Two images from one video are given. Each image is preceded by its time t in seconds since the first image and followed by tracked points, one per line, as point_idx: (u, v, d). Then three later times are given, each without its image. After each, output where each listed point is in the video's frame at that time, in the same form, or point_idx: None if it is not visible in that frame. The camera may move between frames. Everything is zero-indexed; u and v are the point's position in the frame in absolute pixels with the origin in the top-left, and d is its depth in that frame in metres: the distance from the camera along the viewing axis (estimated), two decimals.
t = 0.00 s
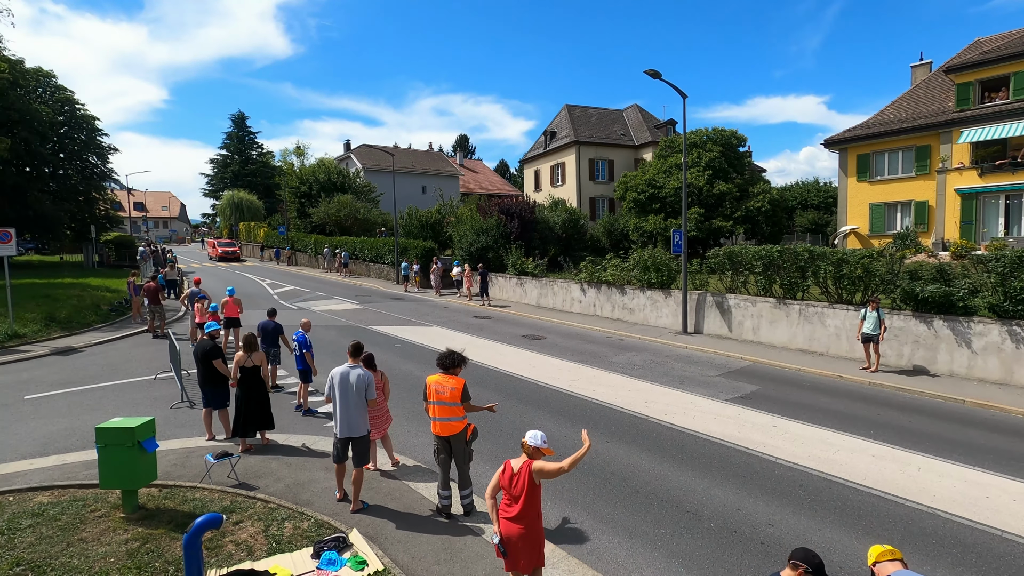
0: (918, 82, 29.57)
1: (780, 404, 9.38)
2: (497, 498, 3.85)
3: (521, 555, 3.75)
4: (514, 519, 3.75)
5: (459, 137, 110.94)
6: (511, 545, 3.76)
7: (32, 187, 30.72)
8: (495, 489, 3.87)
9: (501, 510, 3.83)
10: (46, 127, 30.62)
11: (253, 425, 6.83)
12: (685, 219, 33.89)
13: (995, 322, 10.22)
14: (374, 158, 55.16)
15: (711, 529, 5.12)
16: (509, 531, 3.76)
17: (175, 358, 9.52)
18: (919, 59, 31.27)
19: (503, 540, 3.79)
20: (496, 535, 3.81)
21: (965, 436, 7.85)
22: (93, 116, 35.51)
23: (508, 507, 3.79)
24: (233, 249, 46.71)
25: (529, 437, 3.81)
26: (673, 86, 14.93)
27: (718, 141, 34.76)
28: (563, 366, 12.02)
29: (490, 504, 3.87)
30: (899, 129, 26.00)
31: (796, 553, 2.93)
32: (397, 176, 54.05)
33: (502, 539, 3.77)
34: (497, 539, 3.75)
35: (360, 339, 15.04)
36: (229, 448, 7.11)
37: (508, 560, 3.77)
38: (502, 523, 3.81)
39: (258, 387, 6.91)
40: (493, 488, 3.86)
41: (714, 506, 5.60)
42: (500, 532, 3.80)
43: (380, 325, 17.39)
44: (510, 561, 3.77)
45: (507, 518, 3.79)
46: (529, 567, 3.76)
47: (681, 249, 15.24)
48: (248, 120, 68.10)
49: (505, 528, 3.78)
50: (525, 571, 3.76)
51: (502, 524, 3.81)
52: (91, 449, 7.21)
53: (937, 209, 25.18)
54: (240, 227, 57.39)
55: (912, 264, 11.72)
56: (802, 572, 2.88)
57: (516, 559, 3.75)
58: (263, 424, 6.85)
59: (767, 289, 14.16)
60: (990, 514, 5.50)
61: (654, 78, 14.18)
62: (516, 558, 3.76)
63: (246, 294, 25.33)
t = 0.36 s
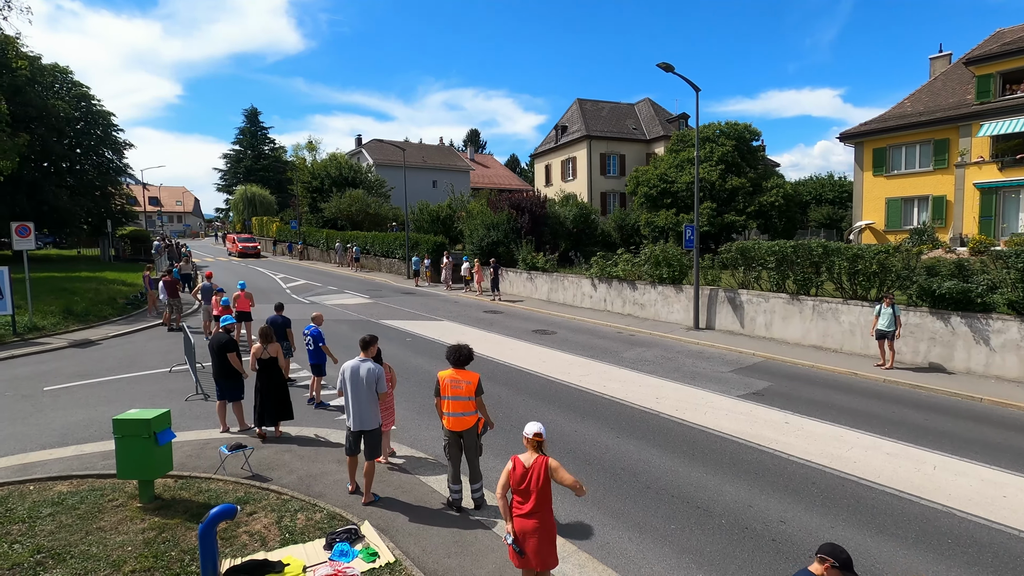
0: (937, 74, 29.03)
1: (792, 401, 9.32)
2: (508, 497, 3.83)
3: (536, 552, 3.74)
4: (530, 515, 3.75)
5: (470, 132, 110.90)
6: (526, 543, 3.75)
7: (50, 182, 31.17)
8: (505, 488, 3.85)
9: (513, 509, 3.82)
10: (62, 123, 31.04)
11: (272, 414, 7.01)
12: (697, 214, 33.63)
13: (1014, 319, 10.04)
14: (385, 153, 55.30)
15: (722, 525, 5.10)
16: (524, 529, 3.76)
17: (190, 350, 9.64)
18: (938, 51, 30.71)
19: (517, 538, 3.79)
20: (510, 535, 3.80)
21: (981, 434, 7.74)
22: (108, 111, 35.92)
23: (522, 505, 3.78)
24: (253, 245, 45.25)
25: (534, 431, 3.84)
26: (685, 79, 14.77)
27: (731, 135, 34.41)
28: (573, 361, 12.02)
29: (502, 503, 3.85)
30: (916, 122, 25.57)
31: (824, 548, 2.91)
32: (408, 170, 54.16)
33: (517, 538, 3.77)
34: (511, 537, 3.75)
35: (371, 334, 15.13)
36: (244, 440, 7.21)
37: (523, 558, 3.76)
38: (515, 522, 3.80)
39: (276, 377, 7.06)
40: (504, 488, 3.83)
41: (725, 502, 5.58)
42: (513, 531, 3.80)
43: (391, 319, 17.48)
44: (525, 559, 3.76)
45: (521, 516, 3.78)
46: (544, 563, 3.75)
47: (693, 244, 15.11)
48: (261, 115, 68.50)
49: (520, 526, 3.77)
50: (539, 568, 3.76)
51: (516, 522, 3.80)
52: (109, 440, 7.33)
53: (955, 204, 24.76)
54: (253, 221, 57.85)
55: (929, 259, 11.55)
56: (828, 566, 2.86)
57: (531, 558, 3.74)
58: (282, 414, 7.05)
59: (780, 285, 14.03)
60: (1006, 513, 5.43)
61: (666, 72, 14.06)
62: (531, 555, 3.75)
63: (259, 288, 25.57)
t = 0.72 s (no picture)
0: (952, 71, 28.62)
1: (805, 402, 9.23)
2: (524, 501, 3.73)
3: (548, 550, 3.75)
4: (548, 514, 3.77)
5: (478, 132, 111.02)
6: (540, 544, 3.74)
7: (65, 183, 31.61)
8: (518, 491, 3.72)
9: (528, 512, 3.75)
10: (78, 125, 31.49)
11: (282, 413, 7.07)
12: (707, 213, 33.43)
13: None
14: (394, 153, 55.52)
15: (734, 526, 5.07)
16: (539, 529, 3.74)
17: (202, 349, 9.73)
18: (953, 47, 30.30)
19: (533, 540, 3.74)
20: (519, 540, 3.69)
21: (998, 436, 7.63)
22: (122, 113, 36.34)
23: (538, 506, 3.75)
24: (273, 247, 43.33)
25: (540, 428, 3.83)
26: (696, 77, 14.67)
27: (741, 133, 34.18)
28: (583, 361, 11.99)
29: (517, 509, 3.72)
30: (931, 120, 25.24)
31: (840, 548, 2.88)
32: (417, 170, 54.33)
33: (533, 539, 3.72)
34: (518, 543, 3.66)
35: (381, 333, 15.19)
36: (256, 438, 7.27)
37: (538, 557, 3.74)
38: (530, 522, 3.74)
39: (286, 377, 7.13)
40: (521, 493, 3.70)
41: (737, 503, 5.55)
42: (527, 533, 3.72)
43: (400, 319, 17.54)
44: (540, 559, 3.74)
45: (539, 517, 3.75)
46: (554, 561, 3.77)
47: (703, 244, 15.02)
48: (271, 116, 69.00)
49: (538, 527, 3.74)
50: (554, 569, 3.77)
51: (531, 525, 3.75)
52: (123, 438, 7.42)
53: (971, 202, 24.41)
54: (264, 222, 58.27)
55: (944, 258, 11.41)
56: (846, 567, 2.83)
57: (549, 558, 3.74)
58: (293, 413, 7.11)
59: (792, 284, 13.92)
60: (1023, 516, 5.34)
61: (677, 70, 13.98)
62: (544, 555, 3.75)
63: (271, 288, 25.78)
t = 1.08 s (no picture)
0: (962, 67, 28.35)
1: (811, 401, 9.18)
2: (508, 501, 3.71)
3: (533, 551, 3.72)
4: (531, 513, 3.76)
5: (483, 130, 110.96)
6: (525, 544, 3.71)
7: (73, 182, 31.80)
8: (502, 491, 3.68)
9: (512, 511, 3.74)
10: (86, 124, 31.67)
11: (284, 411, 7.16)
12: (713, 211, 33.30)
13: None
14: (400, 152, 55.58)
15: (739, 526, 5.05)
16: (523, 529, 3.72)
17: (208, 347, 9.76)
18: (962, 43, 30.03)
19: (515, 542, 3.71)
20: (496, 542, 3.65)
21: (1007, 436, 7.58)
22: (129, 112, 36.49)
23: (522, 504, 3.74)
24: (287, 246, 41.95)
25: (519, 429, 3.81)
26: (702, 74, 14.58)
27: (748, 131, 34.00)
28: (588, 360, 11.97)
29: (501, 510, 3.70)
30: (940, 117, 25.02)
31: (826, 539, 3.01)
32: (422, 169, 54.38)
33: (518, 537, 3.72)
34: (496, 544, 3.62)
35: (386, 331, 15.22)
36: (261, 436, 7.31)
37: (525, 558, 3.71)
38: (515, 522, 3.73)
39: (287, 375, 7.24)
40: (506, 493, 3.68)
41: (743, 503, 5.53)
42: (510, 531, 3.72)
43: (406, 317, 17.57)
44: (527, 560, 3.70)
45: (522, 516, 3.75)
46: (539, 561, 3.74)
47: (709, 242, 14.94)
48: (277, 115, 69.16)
49: (522, 527, 3.73)
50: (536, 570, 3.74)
51: (514, 524, 3.74)
52: (130, 435, 7.47)
53: (980, 200, 24.18)
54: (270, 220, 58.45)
55: (953, 257, 11.31)
56: (832, 558, 2.96)
57: (533, 559, 3.70)
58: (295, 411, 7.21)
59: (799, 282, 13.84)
60: None
61: (683, 67, 13.90)
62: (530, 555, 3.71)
63: (277, 286, 25.87)
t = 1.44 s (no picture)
0: (965, 73, 28.35)
1: (815, 407, 9.14)
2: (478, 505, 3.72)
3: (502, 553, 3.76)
4: (503, 517, 3.75)
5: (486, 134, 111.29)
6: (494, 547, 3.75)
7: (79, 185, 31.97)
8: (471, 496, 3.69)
9: (480, 515, 3.75)
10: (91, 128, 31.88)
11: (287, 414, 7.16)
12: (715, 216, 33.31)
13: None
14: (402, 156, 55.75)
15: (742, 533, 5.02)
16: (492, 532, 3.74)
17: (210, 350, 9.77)
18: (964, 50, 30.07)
19: (487, 543, 3.74)
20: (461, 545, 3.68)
21: (1012, 442, 7.55)
22: (134, 117, 36.67)
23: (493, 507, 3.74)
24: (300, 251, 40.64)
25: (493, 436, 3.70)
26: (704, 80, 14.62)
27: (750, 136, 34.03)
28: (590, 365, 11.96)
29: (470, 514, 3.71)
30: (942, 122, 25.00)
31: (811, 543, 3.01)
32: (425, 173, 54.53)
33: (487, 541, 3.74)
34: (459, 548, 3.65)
35: (389, 336, 15.22)
36: (263, 439, 7.30)
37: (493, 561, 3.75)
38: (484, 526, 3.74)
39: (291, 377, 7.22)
40: (474, 498, 3.69)
41: (745, 509, 5.50)
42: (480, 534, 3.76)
43: (408, 321, 17.59)
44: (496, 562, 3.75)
45: (493, 521, 3.74)
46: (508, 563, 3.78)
47: (712, 247, 14.93)
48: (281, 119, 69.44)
49: (492, 531, 3.72)
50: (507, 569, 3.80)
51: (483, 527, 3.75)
52: (132, 438, 7.47)
53: (983, 205, 24.09)
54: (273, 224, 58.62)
55: (956, 262, 11.28)
56: (818, 563, 2.96)
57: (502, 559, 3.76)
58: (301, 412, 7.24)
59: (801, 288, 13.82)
60: None
61: (685, 72, 13.93)
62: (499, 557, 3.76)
63: (279, 290, 25.91)
